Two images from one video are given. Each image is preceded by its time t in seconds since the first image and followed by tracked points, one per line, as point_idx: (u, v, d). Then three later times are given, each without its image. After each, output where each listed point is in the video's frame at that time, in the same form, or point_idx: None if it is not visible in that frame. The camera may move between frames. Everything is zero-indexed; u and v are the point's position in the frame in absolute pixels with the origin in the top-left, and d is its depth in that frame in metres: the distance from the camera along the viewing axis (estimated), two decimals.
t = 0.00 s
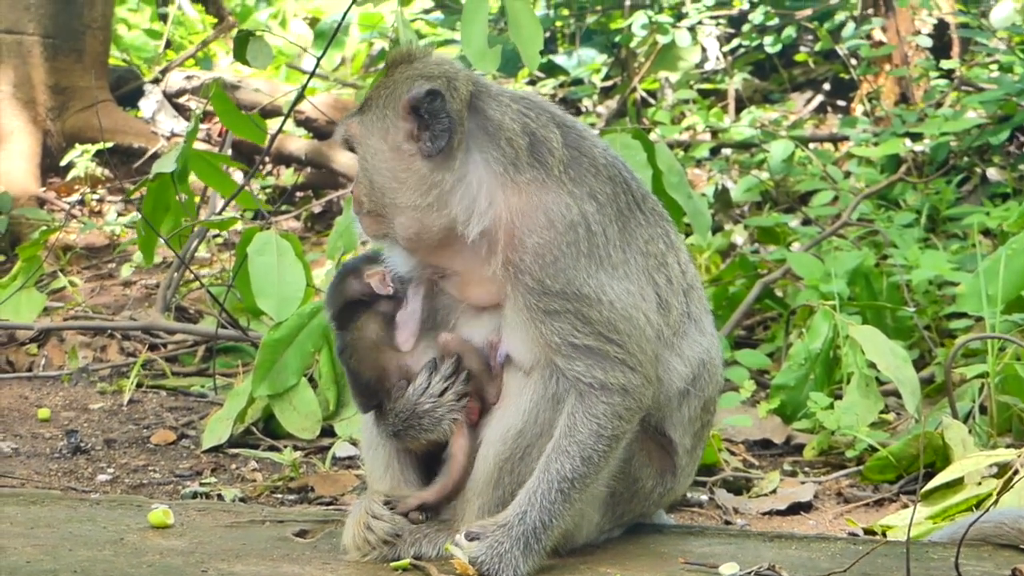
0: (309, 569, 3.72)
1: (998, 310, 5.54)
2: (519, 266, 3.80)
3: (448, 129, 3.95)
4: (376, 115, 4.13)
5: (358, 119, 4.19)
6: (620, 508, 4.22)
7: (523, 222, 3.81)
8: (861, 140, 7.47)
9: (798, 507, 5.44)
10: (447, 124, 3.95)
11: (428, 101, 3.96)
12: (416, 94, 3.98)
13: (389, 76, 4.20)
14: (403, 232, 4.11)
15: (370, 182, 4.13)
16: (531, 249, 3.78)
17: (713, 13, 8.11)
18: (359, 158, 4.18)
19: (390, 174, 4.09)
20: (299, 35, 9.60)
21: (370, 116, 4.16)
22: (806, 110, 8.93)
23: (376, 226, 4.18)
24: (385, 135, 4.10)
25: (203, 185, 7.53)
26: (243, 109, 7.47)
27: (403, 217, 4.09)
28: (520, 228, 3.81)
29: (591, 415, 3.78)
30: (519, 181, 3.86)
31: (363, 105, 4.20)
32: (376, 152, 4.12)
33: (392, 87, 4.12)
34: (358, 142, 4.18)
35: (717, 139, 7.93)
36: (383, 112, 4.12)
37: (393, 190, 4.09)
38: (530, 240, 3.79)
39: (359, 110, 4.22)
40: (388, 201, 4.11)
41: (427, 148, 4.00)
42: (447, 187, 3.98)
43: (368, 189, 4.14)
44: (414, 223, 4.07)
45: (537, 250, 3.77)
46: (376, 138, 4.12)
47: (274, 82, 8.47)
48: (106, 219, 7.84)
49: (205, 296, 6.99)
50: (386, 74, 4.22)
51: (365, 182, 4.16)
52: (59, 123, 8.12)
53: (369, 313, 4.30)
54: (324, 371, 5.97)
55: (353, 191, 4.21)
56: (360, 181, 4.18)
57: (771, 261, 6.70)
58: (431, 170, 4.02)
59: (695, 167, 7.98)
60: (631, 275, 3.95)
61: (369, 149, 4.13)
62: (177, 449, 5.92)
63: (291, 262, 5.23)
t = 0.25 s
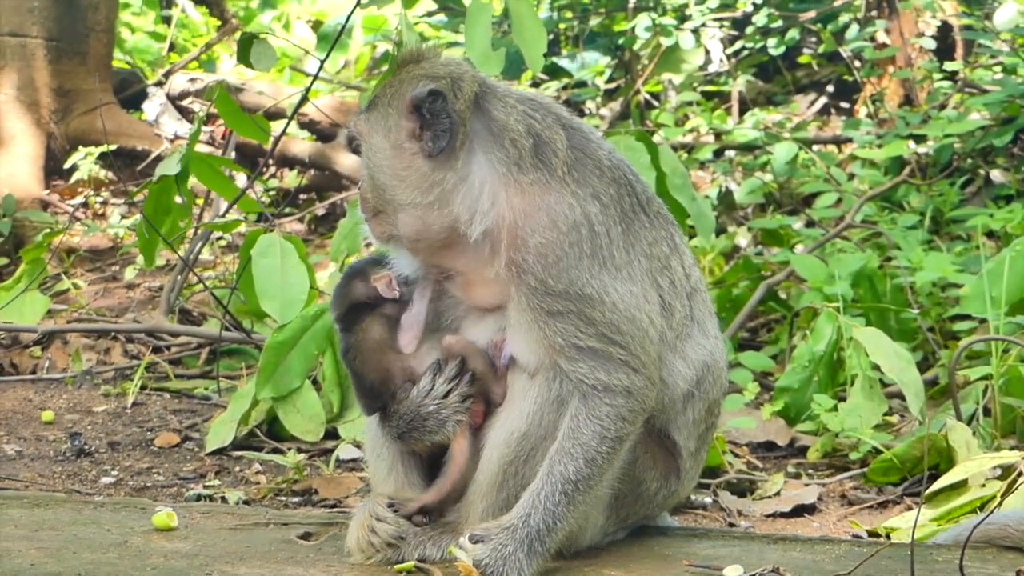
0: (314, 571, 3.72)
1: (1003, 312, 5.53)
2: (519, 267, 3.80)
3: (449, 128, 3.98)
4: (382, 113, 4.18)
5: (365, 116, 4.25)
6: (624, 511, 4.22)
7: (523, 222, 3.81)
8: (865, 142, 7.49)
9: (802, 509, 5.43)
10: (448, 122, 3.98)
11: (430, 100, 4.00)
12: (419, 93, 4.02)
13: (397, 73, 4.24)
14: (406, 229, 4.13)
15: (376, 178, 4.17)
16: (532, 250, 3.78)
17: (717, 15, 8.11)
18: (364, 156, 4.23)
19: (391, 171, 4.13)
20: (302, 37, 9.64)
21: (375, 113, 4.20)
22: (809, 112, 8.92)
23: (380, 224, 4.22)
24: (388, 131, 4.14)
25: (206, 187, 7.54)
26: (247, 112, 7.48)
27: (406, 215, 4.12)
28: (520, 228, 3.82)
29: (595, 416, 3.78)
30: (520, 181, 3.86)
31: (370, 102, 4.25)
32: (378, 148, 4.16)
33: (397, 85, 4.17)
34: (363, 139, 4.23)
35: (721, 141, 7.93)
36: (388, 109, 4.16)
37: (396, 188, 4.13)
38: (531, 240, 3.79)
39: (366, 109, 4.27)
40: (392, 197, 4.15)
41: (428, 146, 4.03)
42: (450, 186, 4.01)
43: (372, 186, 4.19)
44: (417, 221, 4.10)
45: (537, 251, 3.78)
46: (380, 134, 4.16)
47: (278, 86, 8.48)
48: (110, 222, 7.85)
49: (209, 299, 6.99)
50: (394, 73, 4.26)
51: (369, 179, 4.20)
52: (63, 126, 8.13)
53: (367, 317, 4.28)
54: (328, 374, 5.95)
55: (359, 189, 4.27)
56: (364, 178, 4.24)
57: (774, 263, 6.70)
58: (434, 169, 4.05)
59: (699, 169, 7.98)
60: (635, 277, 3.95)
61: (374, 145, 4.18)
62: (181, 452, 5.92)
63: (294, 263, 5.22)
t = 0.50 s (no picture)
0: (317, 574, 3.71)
1: (1006, 315, 5.52)
2: (520, 267, 3.80)
3: (447, 128, 4.00)
4: (381, 112, 4.19)
5: (365, 116, 4.27)
6: (628, 514, 4.21)
7: (524, 222, 3.81)
8: (868, 145, 7.49)
9: (804, 512, 5.42)
10: (447, 121, 3.99)
11: (428, 100, 4.02)
12: (417, 94, 4.04)
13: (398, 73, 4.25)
14: (407, 228, 4.17)
15: (377, 178, 4.20)
16: (531, 250, 3.78)
17: (719, 18, 8.12)
18: (365, 157, 4.25)
19: (390, 170, 4.16)
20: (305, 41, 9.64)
21: (375, 113, 4.22)
22: (812, 115, 8.93)
23: (382, 223, 4.24)
24: (388, 131, 4.16)
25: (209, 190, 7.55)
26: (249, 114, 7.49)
27: (405, 215, 4.15)
28: (520, 228, 3.81)
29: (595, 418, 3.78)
30: (520, 181, 3.86)
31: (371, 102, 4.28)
32: (378, 148, 4.19)
33: (397, 85, 4.18)
34: (364, 138, 4.26)
35: (724, 144, 7.94)
36: (388, 108, 4.17)
37: (396, 188, 4.15)
38: (532, 240, 3.79)
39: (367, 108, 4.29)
40: (393, 198, 4.17)
41: (428, 146, 4.04)
42: (450, 186, 4.03)
43: (373, 186, 4.22)
44: (418, 220, 4.13)
45: (536, 251, 3.77)
46: (380, 134, 4.18)
47: (281, 88, 8.49)
48: (113, 225, 7.85)
49: (212, 301, 7.00)
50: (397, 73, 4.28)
51: (371, 180, 4.23)
52: (66, 129, 8.14)
53: (370, 318, 4.31)
54: (331, 376, 5.97)
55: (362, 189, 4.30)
56: (366, 178, 4.26)
57: (777, 266, 6.70)
58: (434, 169, 4.07)
59: (702, 172, 7.98)
60: (635, 278, 3.95)
61: (373, 144, 4.20)
62: (184, 455, 5.92)
63: (298, 266, 5.22)
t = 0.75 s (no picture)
0: None
1: (1010, 317, 5.50)
2: (524, 264, 3.80)
3: (454, 122, 4.00)
4: (392, 105, 4.19)
5: (377, 108, 4.28)
6: (630, 517, 4.21)
7: (528, 219, 3.82)
8: (871, 147, 7.50)
9: (807, 515, 5.42)
10: (454, 115, 3.99)
11: (438, 94, 4.02)
12: (427, 88, 4.05)
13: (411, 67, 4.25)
14: (410, 219, 4.16)
15: (384, 169, 4.20)
16: (535, 247, 3.78)
17: (722, 21, 8.12)
18: (376, 149, 4.25)
19: (397, 162, 4.16)
20: (309, 44, 9.61)
21: (386, 105, 4.22)
22: (815, 118, 8.93)
23: (388, 215, 4.23)
24: (398, 123, 4.15)
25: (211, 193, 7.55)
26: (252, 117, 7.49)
27: (409, 206, 4.14)
28: (524, 225, 3.82)
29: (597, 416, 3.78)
30: (524, 178, 3.86)
31: (384, 95, 4.27)
32: (387, 140, 4.19)
33: (408, 79, 4.19)
34: (375, 130, 4.26)
35: (727, 147, 7.95)
36: (399, 101, 4.17)
37: (402, 180, 4.14)
38: (536, 238, 3.79)
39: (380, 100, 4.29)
40: (399, 190, 4.15)
41: (435, 140, 4.04)
42: (455, 180, 4.02)
43: (381, 178, 4.21)
44: (421, 213, 4.12)
45: (540, 248, 3.78)
46: (390, 126, 4.19)
47: (284, 91, 8.48)
48: (115, 227, 7.85)
49: (215, 304, 7.00)
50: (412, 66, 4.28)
51: (380, 171, 4.22)
52: (69, 132, 8.14)
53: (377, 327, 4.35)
54: (334, 380, 5.96)
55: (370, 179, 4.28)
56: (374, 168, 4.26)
57: (780, 269, 6.71)
58: (439, 161, 4.05)
59: (704, 175, 7.98)
60: (639, 278, 3.95)
61: (383, 137, 4.20)
62: (187, 457, 5.91)
63: (300, 269, 5.22)
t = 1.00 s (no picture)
0: None
1: (1011, 320, 5.51)
2: (530, 262, 3.80)
3: (468, 119, 4.01)
4: (405, 98, 4.19)
5: (391, 100, 4.27)
6: (632, 519, 4.21)
7: (536, 217, 3.82)
8: (873, 150, 7.52)
9: (809, 517, 5.41)
10: (467, 112, 4.01)
11: (451, 90, 4.03)
12: (441, 84, 4.05)
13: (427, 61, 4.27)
14: (419, 215, 4.16)
15: (396, 164, 4.19)
16: (542, 245, 3.78)
17: (723, 24, 8.14)
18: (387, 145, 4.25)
19: (409, 158, 4.15)
20: (312, 48, 9.54)
21: (399, 98, 4.22)
22: (817, 121, 8.93)
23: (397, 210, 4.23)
24: (410, 118, 4.16)
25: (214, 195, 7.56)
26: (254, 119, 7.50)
27: (418, 201, 4.15)
28: (531, 222, 3.82)
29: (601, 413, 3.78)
30: (533, 176, 3.87)
31: (396, 88, 4.28)
32: (400, 135, 4.18)
33: (422, 74, 4.20)
34: (387, 123, 4.24)
35: (729, 150, 7.96)
36: (411, 96, 4.17)
37: (413, 175, 4.15)
38: (544, 236, 3.79)
39: (392, 94, 4.28)
40: (408, 186, 4.16)
41: (449, 136, 4.05)
42: (466, 177, 4.03)
43: (391, 172, 4.21)
44: (429, 208, 4.12)
45: (547, 245, 3.78)
46: (403, 121, 4.18)
47: (285, 93, 8.49)
48: (117, 229, 7.85)
49: (217, 306, 7.00)
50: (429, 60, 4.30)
51: (390, 165, 4.22)
52: (70, 134, 8.14)
53: (384, 334, 4.20)
54: (336, 382, 5.95)
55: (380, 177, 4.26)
56: (384, 163, 4.26)
57: (782, 272, 6.72)
58: (450, 157, 4.06)
59: (706, 177, 7.99)
60: (645, 280, 3.96)
61: (395, 131, 4.21)
62: (188, 459, 5.91)
63: (302, 272, 5.23)
